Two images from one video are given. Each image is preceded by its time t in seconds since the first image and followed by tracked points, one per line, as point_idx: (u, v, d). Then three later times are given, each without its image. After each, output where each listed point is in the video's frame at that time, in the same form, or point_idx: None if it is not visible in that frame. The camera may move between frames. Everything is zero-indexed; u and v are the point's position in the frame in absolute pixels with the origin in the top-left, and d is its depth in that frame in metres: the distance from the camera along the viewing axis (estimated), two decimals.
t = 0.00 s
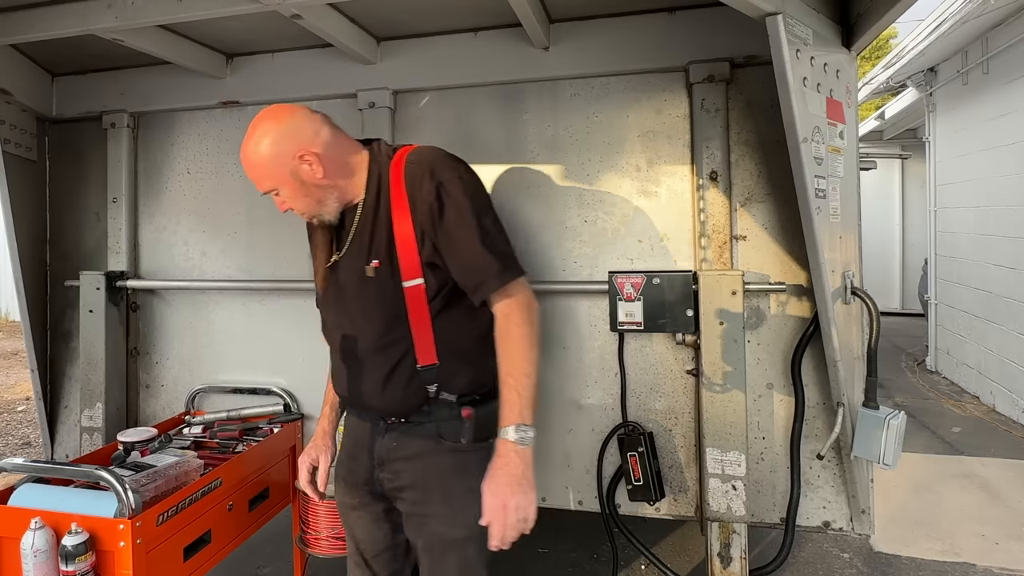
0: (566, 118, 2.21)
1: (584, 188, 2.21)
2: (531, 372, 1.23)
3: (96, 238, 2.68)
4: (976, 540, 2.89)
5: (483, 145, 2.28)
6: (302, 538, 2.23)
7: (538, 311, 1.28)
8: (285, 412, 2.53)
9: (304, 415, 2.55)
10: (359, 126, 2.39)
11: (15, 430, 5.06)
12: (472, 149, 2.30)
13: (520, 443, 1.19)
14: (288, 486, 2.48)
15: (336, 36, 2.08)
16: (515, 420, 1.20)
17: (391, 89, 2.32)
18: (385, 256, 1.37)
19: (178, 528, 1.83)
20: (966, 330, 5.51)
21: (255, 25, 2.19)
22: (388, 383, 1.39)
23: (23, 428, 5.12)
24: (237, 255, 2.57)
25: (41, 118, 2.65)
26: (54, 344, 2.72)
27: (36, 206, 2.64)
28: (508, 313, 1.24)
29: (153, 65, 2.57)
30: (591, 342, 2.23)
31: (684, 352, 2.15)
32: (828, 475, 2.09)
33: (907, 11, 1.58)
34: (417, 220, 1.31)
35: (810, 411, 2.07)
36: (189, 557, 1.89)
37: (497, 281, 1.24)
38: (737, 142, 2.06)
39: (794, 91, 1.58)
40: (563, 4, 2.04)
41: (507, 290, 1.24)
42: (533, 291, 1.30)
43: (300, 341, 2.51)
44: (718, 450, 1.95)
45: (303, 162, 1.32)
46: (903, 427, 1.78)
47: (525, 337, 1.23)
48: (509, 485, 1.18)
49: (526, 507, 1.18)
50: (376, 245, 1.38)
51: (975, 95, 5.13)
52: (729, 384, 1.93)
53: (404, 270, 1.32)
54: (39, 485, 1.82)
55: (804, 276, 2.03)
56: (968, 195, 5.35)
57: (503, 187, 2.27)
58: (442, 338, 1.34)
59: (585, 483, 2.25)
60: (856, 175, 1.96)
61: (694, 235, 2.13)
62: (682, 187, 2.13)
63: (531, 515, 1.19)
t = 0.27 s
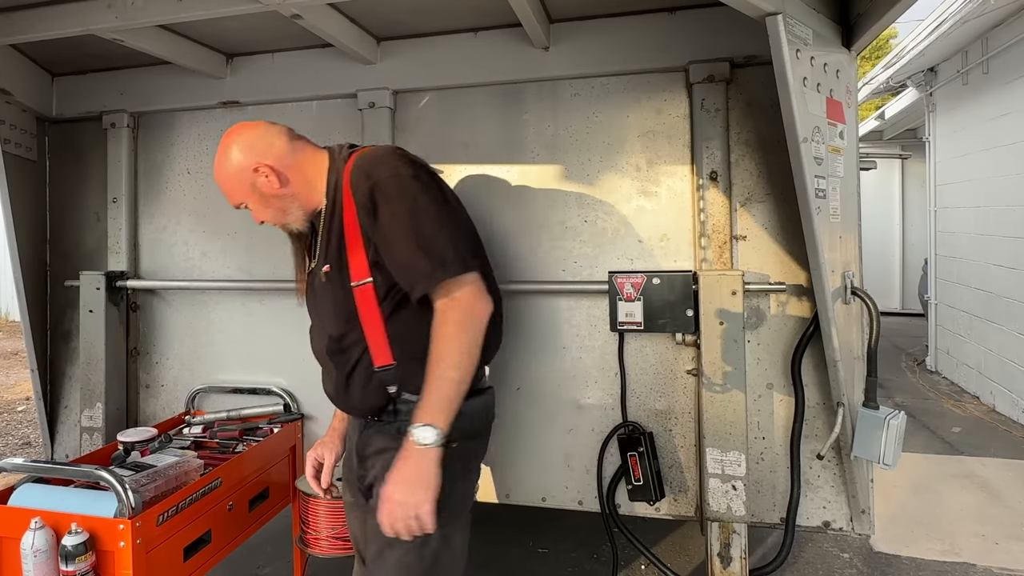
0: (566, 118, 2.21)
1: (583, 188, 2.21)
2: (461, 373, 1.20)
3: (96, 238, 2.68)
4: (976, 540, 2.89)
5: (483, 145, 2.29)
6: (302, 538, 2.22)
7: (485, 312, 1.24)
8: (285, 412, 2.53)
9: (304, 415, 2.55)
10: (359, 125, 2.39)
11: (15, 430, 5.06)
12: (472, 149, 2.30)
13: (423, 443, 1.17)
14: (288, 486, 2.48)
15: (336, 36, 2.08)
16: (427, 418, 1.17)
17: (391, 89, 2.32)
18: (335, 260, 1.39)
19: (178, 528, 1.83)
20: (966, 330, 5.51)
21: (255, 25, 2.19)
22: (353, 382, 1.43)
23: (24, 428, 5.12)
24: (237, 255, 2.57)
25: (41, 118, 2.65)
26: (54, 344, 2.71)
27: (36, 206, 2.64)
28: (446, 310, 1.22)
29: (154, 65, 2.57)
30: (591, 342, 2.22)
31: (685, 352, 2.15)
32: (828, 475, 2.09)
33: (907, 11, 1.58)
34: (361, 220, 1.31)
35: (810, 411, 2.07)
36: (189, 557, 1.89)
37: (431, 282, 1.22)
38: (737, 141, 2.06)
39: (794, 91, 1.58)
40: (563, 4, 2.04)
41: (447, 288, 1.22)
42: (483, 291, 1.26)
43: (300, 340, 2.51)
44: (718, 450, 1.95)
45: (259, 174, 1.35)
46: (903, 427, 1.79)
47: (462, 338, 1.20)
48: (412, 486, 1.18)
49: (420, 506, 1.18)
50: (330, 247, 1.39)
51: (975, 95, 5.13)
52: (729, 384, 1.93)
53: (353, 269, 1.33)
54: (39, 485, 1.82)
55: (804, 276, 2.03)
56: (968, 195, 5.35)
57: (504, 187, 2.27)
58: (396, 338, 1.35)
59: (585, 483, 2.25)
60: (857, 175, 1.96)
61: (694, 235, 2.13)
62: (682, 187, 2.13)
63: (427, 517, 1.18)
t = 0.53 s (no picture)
0: (566, 118, 2.21)
1: (583, 189, 2.21)
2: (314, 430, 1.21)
3: (96, 238, 2.68)
4: (976, 540, 2.89)
5: (483, 145, 2.29)
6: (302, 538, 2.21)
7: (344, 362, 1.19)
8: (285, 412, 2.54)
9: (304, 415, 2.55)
10: (359, 125, 2.39)
11: (15, 430, 5.06)
12: (472, 149, 2.30)
13: (280, 494, 1.28)
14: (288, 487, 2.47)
15: (336, 36, 2.08)
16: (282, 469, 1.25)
17: (391, 89, 2.32)
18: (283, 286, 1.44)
19: (178, 528, 1.83)
20: (966, 330, 5.51)
21: (255, 26, 2.19)
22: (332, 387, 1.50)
23: (23, 428, 5.12)
24: (237, 255, 2.57)
25: (41, 118, 2.66)
26: (54, 344, 2.72)
27: (36, 206, 2.64)
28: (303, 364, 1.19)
29: (154, 65, 2.57)
30: (591, 342, 2.23)
31: (685, 352, 2.15)
32: (828, 475, 2.09)
33: (907, 10, 1.58)
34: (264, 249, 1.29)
35: (811, 411, 2.07)
36: (189, 557, 1.89)
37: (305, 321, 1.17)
38: (737, 141, 2.06)
39: (794, 91, 1.58)
40: (563, 4, 2.04)
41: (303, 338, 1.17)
42: (350, 337, 1.19)
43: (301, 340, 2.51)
44: (718, 450, 1.95)
45: (227, 208, 1.45)
46: (903, 427, 1.79)
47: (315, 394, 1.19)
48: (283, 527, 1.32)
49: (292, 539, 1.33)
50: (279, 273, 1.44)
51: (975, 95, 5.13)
52: (729, 384, 1.93)
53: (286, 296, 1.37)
54: (39, 485, 1.82)
55: (804, 276, 2.03)
56: (968, 195, 5.35)
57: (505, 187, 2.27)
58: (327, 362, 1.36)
59: (585, 483, 2.25)
60: (857, 175, 1.96)
61: (694, 235, 2.13)
62: (683, 187, 2.13)
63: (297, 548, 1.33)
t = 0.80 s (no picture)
0: (566, 118, 2.21)
1: (584, 189, 2.21)
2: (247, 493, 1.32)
3: (96, 238, 2.68)
4: (977, 540, 2.89)
5: (483, 145, 2.29)
6: (302, 538, 2.21)
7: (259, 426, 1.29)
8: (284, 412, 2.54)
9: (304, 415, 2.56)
10: (359, 125, 2.39)
11: (15, 430, 5.06)
12: (472, 149, 2.30)
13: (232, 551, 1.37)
14: (289, 485, 2.47)
15: (336, 36, 2.08)
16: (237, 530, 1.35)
17: (391, 89, 2.32)
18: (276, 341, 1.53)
19: (178, 528, 1.83)
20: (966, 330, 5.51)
21: (255, 26, 2.19)
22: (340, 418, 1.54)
23: (24, 428, 5.12)
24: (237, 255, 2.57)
25: (41, 118, 2.66)
26: (54, 344, 2.72)
27: (36, 206, 2.64)
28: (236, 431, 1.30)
29: (154, 65, 2.57)
30: (591, 342, 2.22)
31: (685, 352, 2.15)
32: (828, 475, 2.09)
33: (907, 11, 1.58)
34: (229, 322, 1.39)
35: (811, 411, 2.07)
36: (189, 557, 1.89)
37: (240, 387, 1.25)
38: (737, 141, 2.06)
39: (794, 91, 1.58)
40: (563, 4, 2.04)
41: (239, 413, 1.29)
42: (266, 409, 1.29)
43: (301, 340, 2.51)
44: (718, 450, 1.95)
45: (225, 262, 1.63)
46: (903, 427, 1.79)
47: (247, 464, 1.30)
48: None
49: None
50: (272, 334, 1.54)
51: (976, 95, 5.13)
52: (729, 384, 1.93)
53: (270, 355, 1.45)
54: (39, 485, 1.82)
55: (804, 276, 2.03)
56: (968, 195, 5.34)
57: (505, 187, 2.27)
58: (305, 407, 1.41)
59: (585, 483, 2.25)
60: (857, 174, 1.96)
61: (694, 235, 2.13)
62: (683, 187, 2.13)
63: None
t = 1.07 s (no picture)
0: (566, 118, 2.21)
1: (584, 189, 2.21)
2: None
3: (96, 238, 2.68)
4: (976, 540, 2.89)
5: (483, 145, 2.29)
6: (302, 538, 2.21)
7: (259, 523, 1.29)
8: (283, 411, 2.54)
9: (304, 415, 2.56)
10: (359, 125, 2.39)
11: (15, 430, 5.06)
12: (472, 149, 2.30)
13: None
14: (289, 485, 2.47)
15: (336, 36, 2.08)
16: None
17: (391, 89, 2.32)
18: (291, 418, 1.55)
19: (178, 528, 1.83)
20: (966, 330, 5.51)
21: (255, 26, 2.19)
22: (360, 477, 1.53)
23: (23, 428, 5.12)
24: (237, 255, 2.57)
25: (41, 118, 2.65)
26: (54, 344, 2.72)
27: (36, 206, 2.64)
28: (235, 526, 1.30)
29: (153, 65, 2.57)
30: (591, 342, 2.22)
31: (685, 352, 2.15)
32: (828, 475, 2.09)
33: (907, 10, 1.58)
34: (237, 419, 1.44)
35: (811, 411, 2.07)
36: (189, 557, 1.89)
37: (244, 485, 1.28)
38: (737, 141, 2.06)
39: (794, 91, 1.58)
40: (563, 4, 2.04)
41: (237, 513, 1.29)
42: (265, 512, 1.29)
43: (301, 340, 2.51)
44: (718, 450, 1.95)
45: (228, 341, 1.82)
46: (903, 427, 1.79)
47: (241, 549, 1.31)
48: None
49: None
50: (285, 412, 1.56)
51: (975, 95, 5.13)
52: (729, 384, 1.93)
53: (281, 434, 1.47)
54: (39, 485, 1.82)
55: (804, 276, 2.03)
56: (968, 195, 5.35)
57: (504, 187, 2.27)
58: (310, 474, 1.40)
59: (585, 483, 2.25)
60: (857, 174, 1.96)
61: (694, 235, 2.13)
62: (683, 187, 2.13)
63: None
